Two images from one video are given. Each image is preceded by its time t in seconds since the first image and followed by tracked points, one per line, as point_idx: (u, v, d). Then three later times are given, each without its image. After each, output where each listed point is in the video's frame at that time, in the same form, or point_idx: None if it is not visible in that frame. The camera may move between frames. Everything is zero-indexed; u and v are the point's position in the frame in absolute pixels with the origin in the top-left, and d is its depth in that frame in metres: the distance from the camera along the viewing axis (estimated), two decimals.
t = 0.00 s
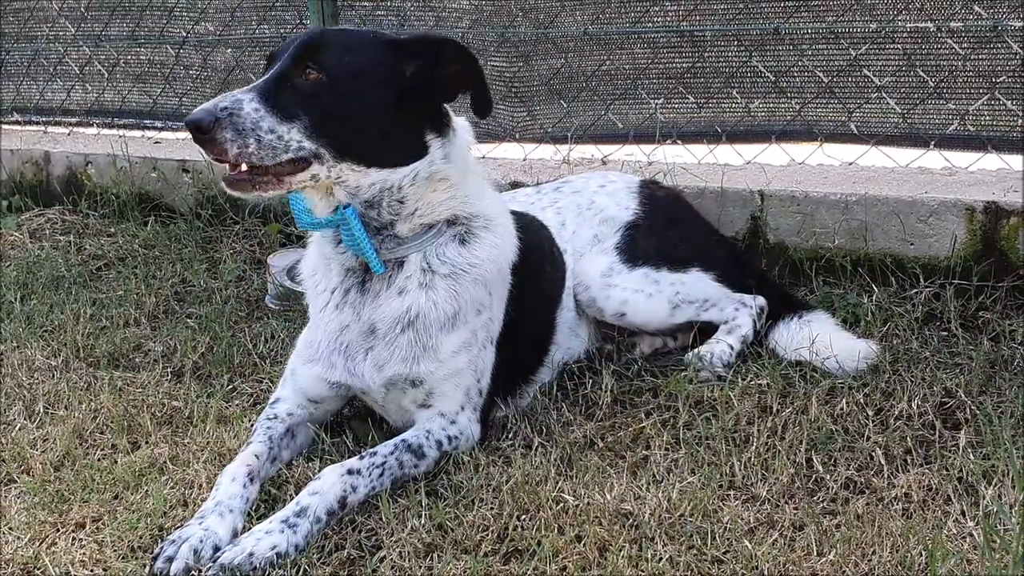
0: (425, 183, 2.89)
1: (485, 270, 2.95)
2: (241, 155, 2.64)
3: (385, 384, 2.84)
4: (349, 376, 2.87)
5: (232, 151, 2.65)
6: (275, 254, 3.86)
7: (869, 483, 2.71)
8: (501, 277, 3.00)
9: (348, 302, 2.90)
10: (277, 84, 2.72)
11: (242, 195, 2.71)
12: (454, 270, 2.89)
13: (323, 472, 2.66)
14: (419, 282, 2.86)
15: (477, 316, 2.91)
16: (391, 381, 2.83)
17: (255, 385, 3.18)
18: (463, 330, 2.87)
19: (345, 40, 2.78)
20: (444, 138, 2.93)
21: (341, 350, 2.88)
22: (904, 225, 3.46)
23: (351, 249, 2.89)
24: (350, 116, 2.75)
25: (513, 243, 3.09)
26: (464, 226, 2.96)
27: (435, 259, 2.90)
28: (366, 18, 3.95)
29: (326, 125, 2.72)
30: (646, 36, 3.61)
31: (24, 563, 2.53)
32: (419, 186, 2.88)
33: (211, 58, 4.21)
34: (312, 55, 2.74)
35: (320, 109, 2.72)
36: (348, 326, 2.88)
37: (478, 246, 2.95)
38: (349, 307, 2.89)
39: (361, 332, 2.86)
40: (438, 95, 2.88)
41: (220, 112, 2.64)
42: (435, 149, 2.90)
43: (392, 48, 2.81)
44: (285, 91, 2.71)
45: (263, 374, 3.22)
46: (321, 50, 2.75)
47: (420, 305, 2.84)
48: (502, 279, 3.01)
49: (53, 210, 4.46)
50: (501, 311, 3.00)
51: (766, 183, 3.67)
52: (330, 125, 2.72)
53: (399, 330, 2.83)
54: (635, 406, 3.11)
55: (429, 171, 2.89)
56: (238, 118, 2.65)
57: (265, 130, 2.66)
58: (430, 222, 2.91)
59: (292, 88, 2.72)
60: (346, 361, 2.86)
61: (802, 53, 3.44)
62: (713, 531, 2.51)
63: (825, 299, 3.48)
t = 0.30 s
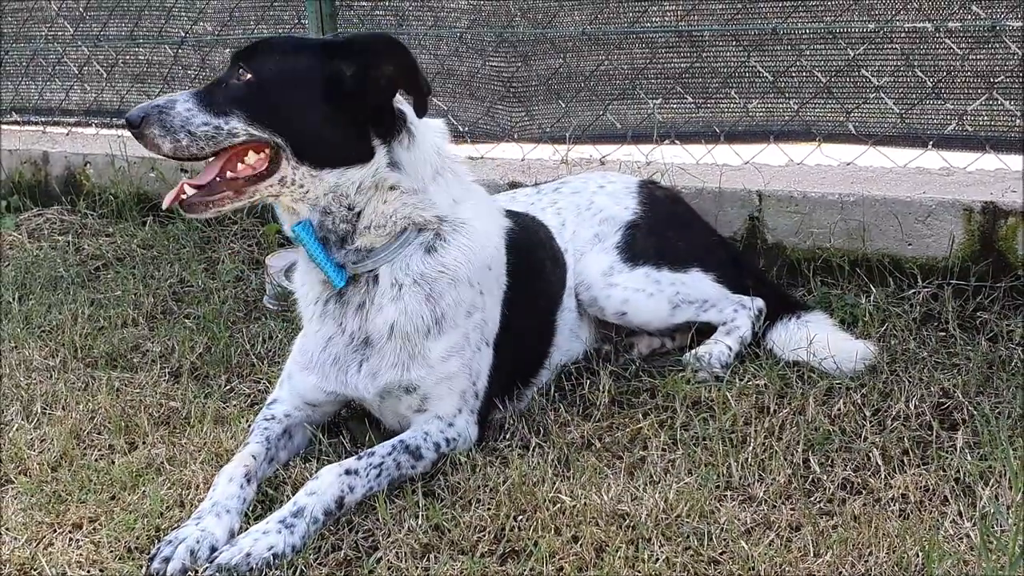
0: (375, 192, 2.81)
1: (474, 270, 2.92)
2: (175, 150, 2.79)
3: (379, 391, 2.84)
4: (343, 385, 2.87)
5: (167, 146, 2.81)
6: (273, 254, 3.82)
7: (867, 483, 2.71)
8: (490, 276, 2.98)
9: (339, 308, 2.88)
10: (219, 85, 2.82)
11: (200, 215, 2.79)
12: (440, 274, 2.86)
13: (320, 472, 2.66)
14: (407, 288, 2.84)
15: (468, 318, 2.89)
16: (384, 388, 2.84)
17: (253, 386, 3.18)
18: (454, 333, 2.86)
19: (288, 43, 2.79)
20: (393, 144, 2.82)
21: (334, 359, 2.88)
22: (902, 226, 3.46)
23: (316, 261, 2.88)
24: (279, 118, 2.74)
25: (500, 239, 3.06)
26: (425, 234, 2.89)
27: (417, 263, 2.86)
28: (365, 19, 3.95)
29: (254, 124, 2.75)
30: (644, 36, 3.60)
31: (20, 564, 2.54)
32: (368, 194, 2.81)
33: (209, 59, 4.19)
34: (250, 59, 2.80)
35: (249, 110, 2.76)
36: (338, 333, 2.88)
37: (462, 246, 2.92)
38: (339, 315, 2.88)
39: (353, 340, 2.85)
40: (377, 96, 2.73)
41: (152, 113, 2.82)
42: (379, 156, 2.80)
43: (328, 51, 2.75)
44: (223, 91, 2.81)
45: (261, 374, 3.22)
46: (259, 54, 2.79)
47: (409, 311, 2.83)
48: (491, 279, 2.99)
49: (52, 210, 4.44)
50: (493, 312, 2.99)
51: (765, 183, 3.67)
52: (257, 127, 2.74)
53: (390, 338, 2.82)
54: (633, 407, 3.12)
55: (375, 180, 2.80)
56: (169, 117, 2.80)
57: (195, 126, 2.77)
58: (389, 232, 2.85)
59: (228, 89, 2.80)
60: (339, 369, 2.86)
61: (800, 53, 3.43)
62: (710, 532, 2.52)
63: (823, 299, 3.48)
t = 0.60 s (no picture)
0: (378, 201, 3.16)
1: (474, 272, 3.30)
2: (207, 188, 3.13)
3: (393, 381, 3.24)
4: (362, 376, 3.26)
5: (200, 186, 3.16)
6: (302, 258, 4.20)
7: (826, 462, 3.10)
8: (487, 276, 3.36)
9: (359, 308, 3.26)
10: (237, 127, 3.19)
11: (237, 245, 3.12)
12: (445, 277, 3.25)
13: (345, 452, 3.06)
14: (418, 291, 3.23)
15: (469, 315, 3.28)
16: (397, 379, 3.23)
17: (284, 376, 3.58)
18: (459, 329, 3.25)
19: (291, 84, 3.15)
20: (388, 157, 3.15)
21: (352, 353, 3.27)
22: (858, 235, 3.88)
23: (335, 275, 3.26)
24: (291, 152, 3.09)
25: (495, 240, 3.42)
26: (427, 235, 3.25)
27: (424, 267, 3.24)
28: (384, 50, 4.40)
29: (271, 159, 3.11)
30: (630, 67, 4.07)
31: (79, 534, 2.88)
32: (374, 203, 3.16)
33: (245, 86, 4.68)
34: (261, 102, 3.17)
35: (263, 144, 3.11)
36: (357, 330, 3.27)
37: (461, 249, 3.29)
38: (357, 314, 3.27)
39: (370, 336, 3.24)
40: (367, 118, 3.07)
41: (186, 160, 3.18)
42: (375, 169, 3.14)
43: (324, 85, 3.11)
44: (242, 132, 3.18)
45: (291, 366, 3.63)
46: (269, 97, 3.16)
47: (417, 310, 3.22)
48: (490, 280, 3.37)
49: (106, 222, 4.92)
50: (492, 309, 3.37)
51: (736, 196, 4.10)
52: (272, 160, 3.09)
53: (401, 334, 3.22)
54: (619, 395, 3.52)
55: (375, 190, 3.15)
56: (200, 161, 3.15)
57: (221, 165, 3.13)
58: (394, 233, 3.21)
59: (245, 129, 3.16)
60: (359, 361, 3.25)
61: (768, 81, 3.88)
62: (688, 505, 2.90)
63: (788, 300, 3.91)
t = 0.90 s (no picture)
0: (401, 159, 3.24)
1: (470, 262, 3.46)
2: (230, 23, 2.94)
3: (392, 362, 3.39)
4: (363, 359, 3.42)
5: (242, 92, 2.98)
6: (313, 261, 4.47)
7: (814, 454, 3.23)
8: (484, 266, 3.51)
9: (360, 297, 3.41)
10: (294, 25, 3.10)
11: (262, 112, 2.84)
12: (447, 266, 3.40)
13: (351, 448, 3.17)
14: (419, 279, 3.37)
15: (466, 304, 3.43)
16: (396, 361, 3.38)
17: (295, 371, 3.76)
18: (456, 317, 3.41)
19: (366, 33, 3.23)
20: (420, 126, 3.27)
21: (354, 335, 3.42)
22: (844, 237, 4.05)
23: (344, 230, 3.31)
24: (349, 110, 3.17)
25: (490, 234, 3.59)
26: (439, 216, 3.38)
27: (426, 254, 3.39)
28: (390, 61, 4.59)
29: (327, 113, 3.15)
30: (626, 76, 4.24)
31: (99, 523, 2.98)
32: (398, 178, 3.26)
33: (259, 95, 4.93)
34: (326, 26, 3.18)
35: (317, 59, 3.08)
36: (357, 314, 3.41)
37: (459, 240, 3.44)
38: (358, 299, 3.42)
39: (370, 319, 3.39)
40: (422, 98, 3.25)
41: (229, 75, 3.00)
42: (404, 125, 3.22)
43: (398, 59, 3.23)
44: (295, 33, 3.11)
45: (302, 362, 3.81)
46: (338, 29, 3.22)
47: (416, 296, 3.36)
48: (488, 271, 3.53)
49: (125, 226, 5.19)
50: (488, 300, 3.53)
51: (727, 200, 4.26)
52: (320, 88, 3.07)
53: (401, 319, 3.36)
54: (615, 389, 3.68)
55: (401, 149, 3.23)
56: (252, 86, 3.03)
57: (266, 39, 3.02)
58: (411, 209, 3.33)
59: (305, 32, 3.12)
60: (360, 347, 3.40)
61: (757, 90, 4.06)
62: (682, 495, 3.02)
63: (777, 299, 4.09)
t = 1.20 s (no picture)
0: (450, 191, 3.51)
1: (490, 265, 3.58)
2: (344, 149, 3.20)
3: (404, 360, 3.45)
4: (375, 355, 3.48)
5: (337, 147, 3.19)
6: (318, 261, 4.58)
7: (810, 451, 3.29)
8: (502, 272, 3.64)
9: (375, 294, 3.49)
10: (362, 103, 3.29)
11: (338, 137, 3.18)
12: (468, 265, 3.53)
13: (354, 444, 3.24)
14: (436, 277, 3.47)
15: (480, 303, 3.53)
16: (407, 358, 3.44)
17: (300, 370, 3.82)
18: (470, 314, 3.49)
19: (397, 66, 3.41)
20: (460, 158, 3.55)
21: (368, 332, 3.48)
22: (840, 238, 4.11)
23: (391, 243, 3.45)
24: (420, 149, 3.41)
25: (511, 244, 3.75)
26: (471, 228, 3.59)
27: (449, 253, 3.53)
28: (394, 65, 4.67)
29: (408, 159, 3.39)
30: (625, 80, 4.32)
31: (108, 519, 3.02)
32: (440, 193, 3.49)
33: (264, 99, 5.01)
34: (381, 80, 3.36)
35: (398, 135, 3.33)
36: (373, 311, 3.49)
37: (484, 244, 3.60)
38: (376, 296, 3.50)
39: (387, 315, 3.47)
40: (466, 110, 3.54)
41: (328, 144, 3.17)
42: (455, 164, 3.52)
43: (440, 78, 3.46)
44: (363, 108, 3.32)
45: (306, 361, 3.88)
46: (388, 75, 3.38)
47: (435, 292, 3.46)
48: (502, 274, 3.64)
49: (133, 226, 5.25)
50: (500, 303, 3.63)
51: (725, 201, 4.33)
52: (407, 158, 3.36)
53: (417, 315, 3.44)
54: (615, 387, 3.75)
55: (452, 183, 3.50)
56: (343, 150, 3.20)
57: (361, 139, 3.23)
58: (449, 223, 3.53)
59: (371, 105, 3.31)
60: (374, 342, 3.47)
61: (754, 93, 4.13)
62: (681, 492, 3.07)
63: (774, 298, 4.16)
